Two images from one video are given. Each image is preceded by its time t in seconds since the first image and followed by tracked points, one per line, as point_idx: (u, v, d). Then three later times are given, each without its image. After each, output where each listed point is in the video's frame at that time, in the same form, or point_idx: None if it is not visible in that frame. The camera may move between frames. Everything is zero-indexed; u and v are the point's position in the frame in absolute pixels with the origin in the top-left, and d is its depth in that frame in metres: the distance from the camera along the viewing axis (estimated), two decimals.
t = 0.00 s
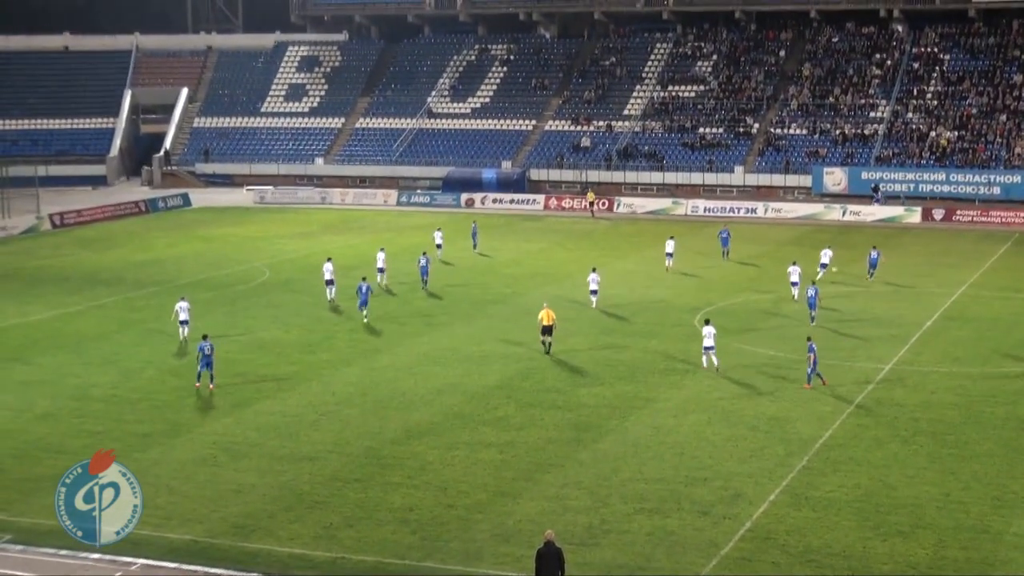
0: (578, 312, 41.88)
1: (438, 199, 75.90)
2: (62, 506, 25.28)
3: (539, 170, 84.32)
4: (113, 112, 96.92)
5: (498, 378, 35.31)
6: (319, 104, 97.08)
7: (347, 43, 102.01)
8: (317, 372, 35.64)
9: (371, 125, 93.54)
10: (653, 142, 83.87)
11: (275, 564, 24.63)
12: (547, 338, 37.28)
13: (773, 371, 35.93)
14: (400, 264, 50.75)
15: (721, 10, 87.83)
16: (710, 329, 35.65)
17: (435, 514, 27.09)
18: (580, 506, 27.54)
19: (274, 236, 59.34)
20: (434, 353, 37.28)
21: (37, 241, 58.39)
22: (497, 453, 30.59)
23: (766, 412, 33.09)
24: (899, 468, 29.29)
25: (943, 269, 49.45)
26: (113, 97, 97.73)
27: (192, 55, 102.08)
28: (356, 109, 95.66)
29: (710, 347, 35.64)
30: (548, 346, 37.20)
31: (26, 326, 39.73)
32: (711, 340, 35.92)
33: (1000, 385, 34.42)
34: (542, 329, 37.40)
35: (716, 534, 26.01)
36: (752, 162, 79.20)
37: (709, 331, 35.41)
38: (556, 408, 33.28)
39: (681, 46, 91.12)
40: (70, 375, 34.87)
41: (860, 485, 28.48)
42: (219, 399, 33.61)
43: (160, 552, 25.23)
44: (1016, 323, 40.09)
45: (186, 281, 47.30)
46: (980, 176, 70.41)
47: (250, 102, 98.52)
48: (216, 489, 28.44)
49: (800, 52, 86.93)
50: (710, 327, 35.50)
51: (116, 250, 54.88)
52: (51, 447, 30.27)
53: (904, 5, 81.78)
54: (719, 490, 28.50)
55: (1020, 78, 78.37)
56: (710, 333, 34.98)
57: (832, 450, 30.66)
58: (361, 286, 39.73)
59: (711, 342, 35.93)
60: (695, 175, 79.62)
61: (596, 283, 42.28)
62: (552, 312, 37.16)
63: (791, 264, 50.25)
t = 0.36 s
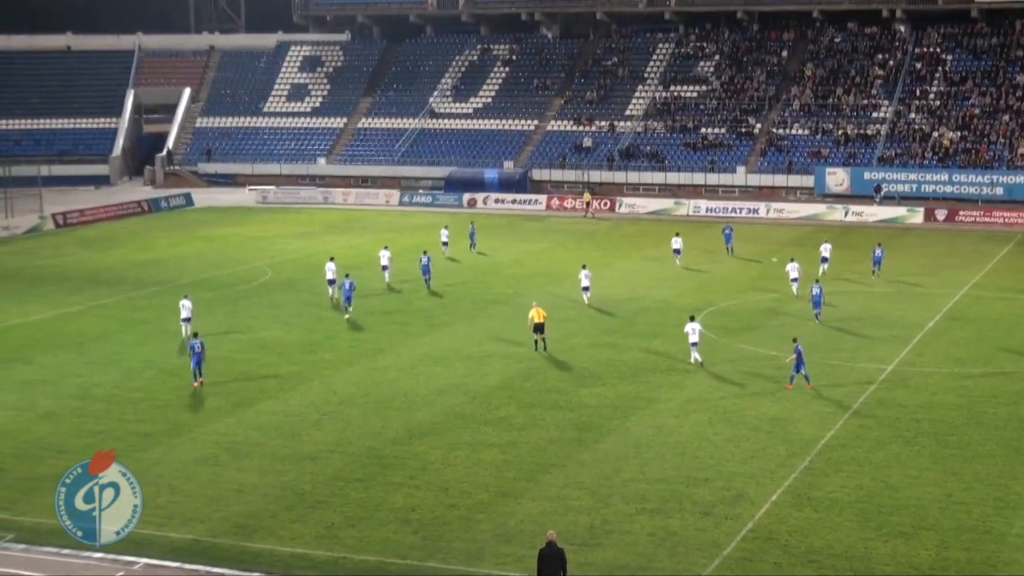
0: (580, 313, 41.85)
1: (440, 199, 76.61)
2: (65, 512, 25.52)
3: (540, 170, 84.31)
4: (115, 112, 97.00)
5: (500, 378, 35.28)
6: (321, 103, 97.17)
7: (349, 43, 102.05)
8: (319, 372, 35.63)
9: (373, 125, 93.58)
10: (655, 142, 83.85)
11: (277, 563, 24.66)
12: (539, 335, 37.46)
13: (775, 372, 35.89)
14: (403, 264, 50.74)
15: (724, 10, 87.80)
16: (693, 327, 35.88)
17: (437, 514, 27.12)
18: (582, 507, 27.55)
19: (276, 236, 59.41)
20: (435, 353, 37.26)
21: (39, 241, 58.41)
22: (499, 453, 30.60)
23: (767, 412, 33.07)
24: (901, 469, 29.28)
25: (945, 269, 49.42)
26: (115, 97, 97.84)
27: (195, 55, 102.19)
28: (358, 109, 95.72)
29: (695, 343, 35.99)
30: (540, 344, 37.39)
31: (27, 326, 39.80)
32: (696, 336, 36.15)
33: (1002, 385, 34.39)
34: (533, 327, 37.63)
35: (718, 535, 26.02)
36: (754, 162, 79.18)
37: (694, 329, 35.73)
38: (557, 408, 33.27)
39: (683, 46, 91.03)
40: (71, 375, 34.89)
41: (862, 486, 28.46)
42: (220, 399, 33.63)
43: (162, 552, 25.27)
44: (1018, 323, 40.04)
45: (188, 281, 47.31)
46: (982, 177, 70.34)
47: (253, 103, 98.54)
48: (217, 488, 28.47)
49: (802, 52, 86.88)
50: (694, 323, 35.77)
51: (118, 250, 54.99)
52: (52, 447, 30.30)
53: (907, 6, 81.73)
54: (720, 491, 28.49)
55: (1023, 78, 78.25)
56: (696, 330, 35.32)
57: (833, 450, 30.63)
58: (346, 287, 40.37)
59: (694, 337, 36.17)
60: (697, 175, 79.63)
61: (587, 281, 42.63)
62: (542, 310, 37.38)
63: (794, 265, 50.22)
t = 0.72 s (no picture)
0: (587, 313, 41.80)
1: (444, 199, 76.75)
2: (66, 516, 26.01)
3: (545, 170, 84.31)
4: (121, 111, 97.30)
5: (506, 377, 35.23)
6: (326, 104, 97.19)
7: (354, 44, 101.96)
8: (325, 372, 35.62)
9: (378, 126, 93.64)
10: (660, 142, 83.81)
11: (282, 563, 24.69)
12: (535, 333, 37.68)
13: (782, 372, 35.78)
14: (409, 264, 50.74)
15: (729, 9, 87.47)
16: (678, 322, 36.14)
17: (442, 514, 27.15)
18: (587, 507, 27.53)
19: (281, 236, 59.53)
20: (441, 353, 37.24)
21: (46, 241, 58.54)
22: (504, 454, 30.60)
23: (774, 413, 33.00)
24: (907, 470, 29.21)
25: (953, 269, 49.27)
26: (121, 96, 98.26)
27: (199, 56, 102.06)
28: (363, 110, 95.76)
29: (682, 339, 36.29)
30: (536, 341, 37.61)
31: (34, 326, 39.91)
32: (683, 334, 36.44)
33: (1008, 386, 34.28)
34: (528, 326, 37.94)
35: (723, 535, 25.98)
36: (759, 162, 79.20)
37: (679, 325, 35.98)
38: (563, 408, 33.21)
39: (688, 46, 90.71)
40: (78, 375, 34.97)
41: (868, 486, 28.39)
42: (227, 398, 33.63)
43: (169, 552, 25.31)
44: None
45: (194, 281, 47.39)
46: (989, 177, 70.15)
47: (257, 103, 98.66)
48: (222, 488, 28.52)
49: (808, 52, 86.60)
50: (679, 320, 36.11)
51: (123, 250, 55.17)
52: (58, 446, 30.39)
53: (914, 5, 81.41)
54: (726, 491, 28.45)
55: None
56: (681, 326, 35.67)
57: (839, 451, 30.55)
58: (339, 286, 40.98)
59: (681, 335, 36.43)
60: (702, 176, 79.79)
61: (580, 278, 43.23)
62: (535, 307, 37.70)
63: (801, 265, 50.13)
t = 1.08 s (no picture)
0: (609, 315, 40.62)
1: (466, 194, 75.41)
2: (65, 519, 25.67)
3: (568, 166, 83.33)
4: (130, 106, 96.34)
5: (526, 381, 34.07)
6: (341, 98, 96.13)
7: (370, 36, 101.02)
8: (339, 374, 34.55)
9: (394, 121, 92.71)
10: (685, 137, 82.56)
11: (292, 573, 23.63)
12: (542, 332, 36.73)
13: (813, 378, 34.52)
14: (426, 264, 49.65)
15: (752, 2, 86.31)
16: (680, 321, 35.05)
17: (460, 522, 26.09)
18: (611, 516, 26.41)
19: (294, 234, 58.70)
20: (460, 356, 36.13)
21: (57, 240, 57.72)
22: (525, 460, 29.50)
23: (805, 419, 31.79)
24: (944, 478, 27.98)
25: (988, 270, 47.99)
26: (131, 91, 97.31)
27: (212, 49, 101.52)
28: (379, 103, 94.87)
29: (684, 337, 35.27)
30: (545, 342, 36.67)
31: (42, 327, 38.98)
32: (685, 333, 35.45)
33: None
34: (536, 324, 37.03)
35: (752, 546, 24.83)
36: (788, 159, 77.83)
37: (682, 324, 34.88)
38: (585, 413, 32.02)
39: (715, 38, 89.67)
40: (86, 377, 33.99)
41: (904, 496, 27.16)
42: (238, 401, 32.58)
43: (176, 560, 24.30)
44: None
45: (205, 281, 46.42)
46: None
47: (271, 97, 97.63)
48: (234, 495, 27.52)
49: (839, 46, 85.45)
50: (681, 319, 35.07)
51: (132, 248, 54.44)
52: (65, 451, 29.42)
53: None
54: (754, 500, 27.28)
55: None
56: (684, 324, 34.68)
57: (873, 459, 29.32)
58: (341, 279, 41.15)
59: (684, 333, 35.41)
60: (729, 173, 78.58)
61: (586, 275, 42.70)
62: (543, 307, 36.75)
63: (830, 266, 48.89)
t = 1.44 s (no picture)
0: (649, 318, 38.84)
1: (497, 192, 70.23)
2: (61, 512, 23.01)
3: (607, 162, 76.27)
4: (150, 99, 88.25)
5: (564, 387, 32.41)
6: (369, 90, 88.04)
7: (399, 25, 92.47)
8: (367, 380, 33.01)
9: (425, 113, 85.10)
10: (731, 131, 75.33)
11: None
12: (560, 330, 35.71)
13: (866, 386, 32.75)
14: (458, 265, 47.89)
15: None
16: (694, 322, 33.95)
17: (495, 536, 24.51)
18: (653, 530, 24.78)
19: (319, 233, 57.23)
20: (493, 362, 34.50)
21: (74, 238, 56.46)
22: (563, 471, 27.91)
23: (858, 428, 30.05)
24: (1009, 493, 26.16)
25: None
26: (151, 82, 89.04)
27: (234, 39, 92.84)
28: (408, 96, 86.96)
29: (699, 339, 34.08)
30: (564, 339, 35.70)
31: (60, 330, 37.61)
32: (700, 332, 34.24)
33: None
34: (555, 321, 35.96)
35: (803, 563, 23.16)
36: (840, 154, 70.68)
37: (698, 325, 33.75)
38: (625, 421, 30.34)
39: (761, 27, 81.50)
40: (104, 382, 32.60)
41: (966, 510, 25.38)
42: (261, 407, 31.09)
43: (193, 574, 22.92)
44: None
45: (229, 282, 44.94)
46: None
47: (295, 89, 89.44)
48: (258, 506, 26.06)
49: (894, 35, 77.75)
50: (697, 319, 33.88)
51: (153, 247, 53.14)
52: (80, 458, 28.08)
53: None
54: (804, 514, 25.57)
55: None
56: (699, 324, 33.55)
57: (931, 471, 27.56)
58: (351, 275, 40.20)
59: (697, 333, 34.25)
60: (778, 169, 71.72)
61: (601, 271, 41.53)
62: (563, 304, 35.61)
63: (880, 269, 46.82)
